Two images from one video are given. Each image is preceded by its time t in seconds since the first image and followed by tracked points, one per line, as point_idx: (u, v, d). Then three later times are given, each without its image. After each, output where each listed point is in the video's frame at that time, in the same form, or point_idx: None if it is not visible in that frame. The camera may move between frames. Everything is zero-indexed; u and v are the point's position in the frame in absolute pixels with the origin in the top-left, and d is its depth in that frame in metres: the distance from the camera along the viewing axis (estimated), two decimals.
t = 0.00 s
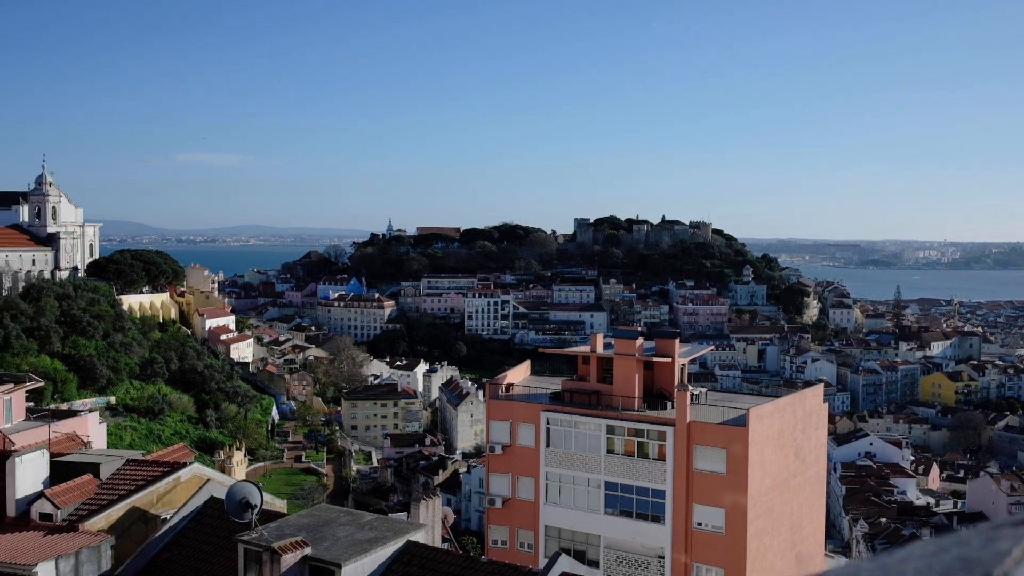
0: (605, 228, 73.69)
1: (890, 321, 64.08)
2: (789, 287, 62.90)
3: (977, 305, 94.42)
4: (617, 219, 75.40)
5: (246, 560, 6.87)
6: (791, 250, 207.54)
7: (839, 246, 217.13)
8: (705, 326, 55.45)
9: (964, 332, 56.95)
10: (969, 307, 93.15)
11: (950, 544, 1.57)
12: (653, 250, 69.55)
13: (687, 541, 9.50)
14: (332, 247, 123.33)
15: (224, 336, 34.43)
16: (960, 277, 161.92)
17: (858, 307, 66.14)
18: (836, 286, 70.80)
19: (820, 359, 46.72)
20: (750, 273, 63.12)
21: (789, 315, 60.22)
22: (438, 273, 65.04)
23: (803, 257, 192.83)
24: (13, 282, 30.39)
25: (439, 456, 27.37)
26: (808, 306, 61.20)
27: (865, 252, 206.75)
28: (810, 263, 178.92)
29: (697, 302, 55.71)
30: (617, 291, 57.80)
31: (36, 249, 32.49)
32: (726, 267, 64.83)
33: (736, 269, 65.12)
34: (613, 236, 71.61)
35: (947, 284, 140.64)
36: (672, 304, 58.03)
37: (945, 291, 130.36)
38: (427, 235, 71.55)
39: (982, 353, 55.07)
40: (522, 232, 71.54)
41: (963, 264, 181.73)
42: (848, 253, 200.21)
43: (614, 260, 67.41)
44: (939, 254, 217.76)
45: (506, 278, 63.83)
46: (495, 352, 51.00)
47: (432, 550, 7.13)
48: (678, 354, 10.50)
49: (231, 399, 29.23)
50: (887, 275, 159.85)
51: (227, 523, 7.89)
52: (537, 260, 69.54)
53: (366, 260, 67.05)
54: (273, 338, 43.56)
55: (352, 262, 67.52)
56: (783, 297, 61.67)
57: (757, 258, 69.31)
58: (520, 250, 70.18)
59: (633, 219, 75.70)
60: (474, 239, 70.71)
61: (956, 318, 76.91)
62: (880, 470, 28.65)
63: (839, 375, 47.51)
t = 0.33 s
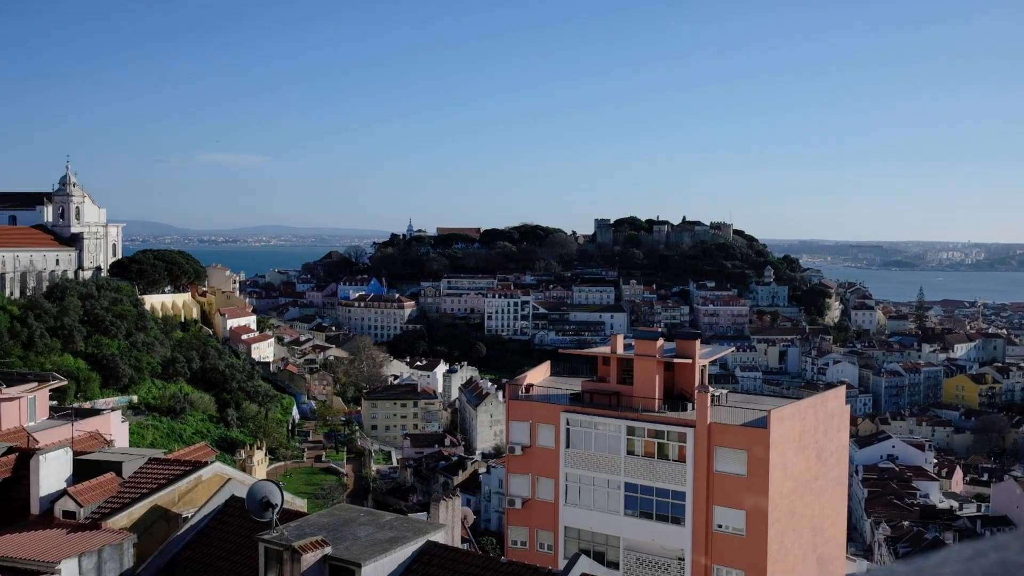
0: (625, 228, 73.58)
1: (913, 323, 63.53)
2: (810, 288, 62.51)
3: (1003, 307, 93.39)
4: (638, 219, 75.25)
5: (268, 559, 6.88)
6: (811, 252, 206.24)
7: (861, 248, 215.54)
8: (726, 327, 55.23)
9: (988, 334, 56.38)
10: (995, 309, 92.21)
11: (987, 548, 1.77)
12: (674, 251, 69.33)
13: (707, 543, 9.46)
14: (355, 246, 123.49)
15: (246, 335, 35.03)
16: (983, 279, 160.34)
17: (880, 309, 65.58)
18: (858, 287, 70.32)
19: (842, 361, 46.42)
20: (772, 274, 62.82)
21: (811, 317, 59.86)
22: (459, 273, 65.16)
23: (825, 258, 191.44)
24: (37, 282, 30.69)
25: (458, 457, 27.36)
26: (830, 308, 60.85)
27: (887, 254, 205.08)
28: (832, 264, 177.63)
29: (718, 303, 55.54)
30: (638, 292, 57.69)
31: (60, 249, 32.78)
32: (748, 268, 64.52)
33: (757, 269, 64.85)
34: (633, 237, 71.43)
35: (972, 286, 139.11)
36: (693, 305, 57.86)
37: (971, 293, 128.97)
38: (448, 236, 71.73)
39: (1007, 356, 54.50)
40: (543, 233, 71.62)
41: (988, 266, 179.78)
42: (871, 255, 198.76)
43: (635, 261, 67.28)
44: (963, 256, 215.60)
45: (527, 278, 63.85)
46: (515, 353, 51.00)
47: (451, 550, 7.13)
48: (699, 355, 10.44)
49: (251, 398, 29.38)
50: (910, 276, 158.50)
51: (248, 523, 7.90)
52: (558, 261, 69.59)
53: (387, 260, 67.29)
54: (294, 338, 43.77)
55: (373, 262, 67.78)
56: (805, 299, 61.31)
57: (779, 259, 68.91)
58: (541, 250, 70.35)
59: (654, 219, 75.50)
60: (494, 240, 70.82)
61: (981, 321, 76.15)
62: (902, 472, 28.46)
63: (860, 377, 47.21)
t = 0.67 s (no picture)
0: (645, 229, 73.44)
1: (935, 324, 62.96)
2: (832, 289, 62.12)
3: None
4: (658, 220, 75.10)
5: (288, 558, 6.88)
6: (832, 252, 205.00)
7: (883, 249, 213.97)
8: (746, 328, 55.00)
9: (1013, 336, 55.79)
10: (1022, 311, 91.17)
11: None
12: (694, 252, 69.10)
13: (727, 545, 9.43)
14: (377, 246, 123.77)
15: (266, 336, 35.14)
16: (1010, 281, 158.40)
17: (903, 310, 65.06)
18: (880, 288, 69.74)
19: (864, 362, 46.13)
20: (792, 275, 62.52)
21: (832, 318, 59.48)
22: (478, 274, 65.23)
23: (846, 259, 190.21)
24: (60, 282, 30.96)
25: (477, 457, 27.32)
26: (851, 309, 60.45)
27: (909, 257, 203.58)
28: (854, 266, 176.50)
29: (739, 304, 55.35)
30: (657, 293, 57.53)
31: (82, 250, 33.06)
32: (768, 269, 64.23)
33: (778, 270, 64.55)
34: (654, 238, 71.24)
35: (996, 288, 137.71)
36: (713, 306, 57.69)
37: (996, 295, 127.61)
38: (467, 237, 71.87)
39: None
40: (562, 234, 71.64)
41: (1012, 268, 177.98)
42: (893, 257, 197.40)
43: (655, 262, 67.16)
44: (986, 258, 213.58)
45: (546, 279, 63.85)
46: (535, 353, 50.97)
47: (471, 551, 7.13)
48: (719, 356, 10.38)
49: (272, 398, 29.53)
50: (933, 277, 157.19)
51: (268, 522, 7.92)
52: (577, 261, 69.55)
53: (406, 261, 67.49)
54: (314, 338, 43.96)
55: (393, 263, 67.99)
56: (826, 300, 60.98)
57: (800, 260, 68.54)
58: (560, 251, 70.36)
59: (674, 220, 75.30)
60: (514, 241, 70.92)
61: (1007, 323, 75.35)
62: (925, 475, 28.24)
63: (882, 379, 46.88)
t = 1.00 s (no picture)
0: (665, 230, 73.29)
1: (959, 325, 62.37)
2: (854, 290, 61.71)
3: None
4: (678, 221, 74.91)
5: (308, 558, 6.90)
6: (853, 253, 203.87)
7: (905, 249, 212.30)
8: (767, 329, 54.77)
9: None
10: None
11: None
12: (714, 253, 68.85)
13: (748, 547, 9.39)
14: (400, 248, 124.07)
15: (286, 336, 35.32)
16: None
17: (926, 311, 64.52)
18: (902, 289, 69.25)
19: (886, 364, 45.84)
20: (813, 276, 62.20)
21: (854, 319, 59.09)
22: (498, 275, 65.28)
23: (869, 259, 188.87)
24: (83, 282, 31.25)
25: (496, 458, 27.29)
26: (873, 310, 60.01)
27: (932, 258, 201.92)
28: (877, 266, 175.28)
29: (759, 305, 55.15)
30: (677, 293, 57.37)
31: (105, 250, 33.35)
32: (789, 270, 63.92)
33: (799, 271, 64.22)
34: (674, 238, 71.09)
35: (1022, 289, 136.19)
36: (733, 307, 57.51)
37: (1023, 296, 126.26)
38: (486, 237, 71.99)
39: None
40: (582, 235, 71.64)
41: None
42: (916, 257, 195.87)
43: (675, 262, 67.03)
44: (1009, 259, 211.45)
45: (566, 279, 63.79)
46: (555, 354, 50.94)
47: (490, 551, 7.13)
48: (740, 357, 10.30)
49: (292, 398, 29.66)
50: (956, 278, 155.99)
51: (289, 523, 7.93)
52: (597, 262, 69.48)
53: (426, 262, 67.62)
54: (334, 338, 44.15)
55: (412, 263, 68.17)
56: (848, 301, 60.59)
57: (821, 261, 68.13)
58: (580, 251, 70.31)
59: (694, 221, 75.07)
60: (533, 242, 70.98)
61: None
62: (948, 477, 28.01)
63: (904, 380, 46.52)
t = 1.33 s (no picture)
0: (685, 231, 73.09)
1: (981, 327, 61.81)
2: (875, 291, 61.28)
3: None
4: (698, 222, 74.72)
5: (327, 557, 6.92)
6: (873, 254, 202.72)
7: (927, 250, 210.78)
8: (787, 330, 54.51)
9: None
10: None
11: None
12: (734, 254, 68.59)
13: (767, 548, 9.34)
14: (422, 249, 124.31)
15: (305, 336, 35.48)
16: None
17: (948, 312, 64.00)
18: (924, 290, 68.74)
19: (907, 365, 45.55)
20: (834, 277, 61.86)
21: (875, 320, 58.70)
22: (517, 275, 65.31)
23: (891, 260, 187.70)
24: (105, 282, 31.52)
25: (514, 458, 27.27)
26: (894, 311, 59.52)
27: (954, 258, 200.38)
28: (899, 267, 174.10)
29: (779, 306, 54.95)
30: (696, 294, 57.20)
31: (127, 250, 33.62)
32: (809, 271, 63.62)
33: (820, 272, 63.89)
34: (693, 239, 70.92)
35: None
36: (752, 308, 57.30)
37: None
38: (505, 238, 72.06)
39: None
40: (601, 235, 71.53)
41: None
42: (939, 258, 194.54)
43: (694, 263, 66.86)
44: None
45: (584, 280, 63.71)
46: (573, 355, 50.90)
47: (508, 551, 7.13)
48: (760, 358, 10.24)
49: (311, 398, 29.77)
50: (979, 278, 154.69)
51: (307, 522, 7.95)
52: (616, 263, 69.36)
53: (444, 262, 67.75)
54: (354, 338, 44.31)
55: (431, 263, 68.35)
56: (868, 302, 60.19)
57: (842, 262, 67.73)
58: (598, 251, 70.20)
59: (714, 222, 74.83)
60: (552, 243, 70.99)
61: None
62: (970, 480, 27.78)
63: (925, 382, 46.16)
